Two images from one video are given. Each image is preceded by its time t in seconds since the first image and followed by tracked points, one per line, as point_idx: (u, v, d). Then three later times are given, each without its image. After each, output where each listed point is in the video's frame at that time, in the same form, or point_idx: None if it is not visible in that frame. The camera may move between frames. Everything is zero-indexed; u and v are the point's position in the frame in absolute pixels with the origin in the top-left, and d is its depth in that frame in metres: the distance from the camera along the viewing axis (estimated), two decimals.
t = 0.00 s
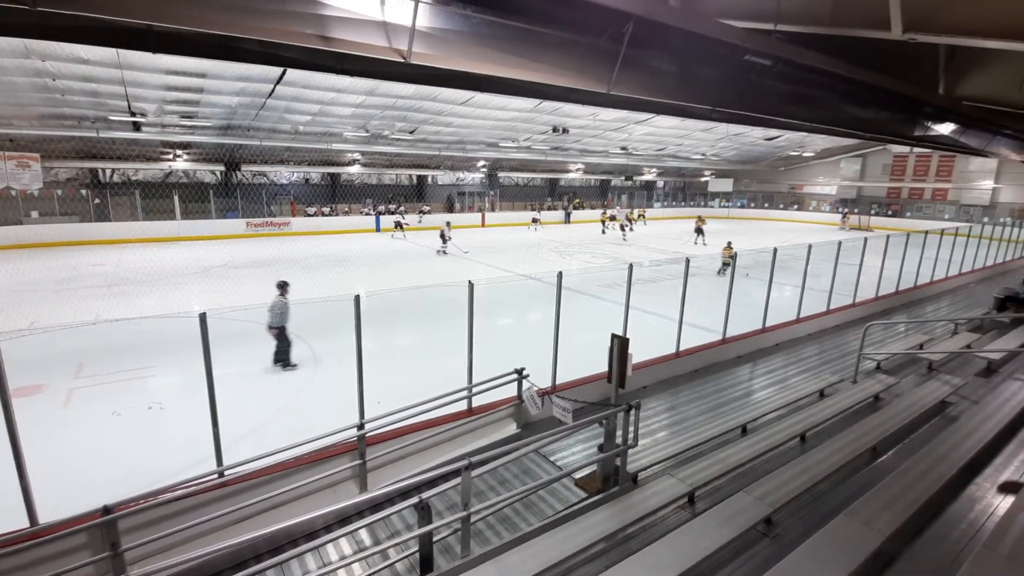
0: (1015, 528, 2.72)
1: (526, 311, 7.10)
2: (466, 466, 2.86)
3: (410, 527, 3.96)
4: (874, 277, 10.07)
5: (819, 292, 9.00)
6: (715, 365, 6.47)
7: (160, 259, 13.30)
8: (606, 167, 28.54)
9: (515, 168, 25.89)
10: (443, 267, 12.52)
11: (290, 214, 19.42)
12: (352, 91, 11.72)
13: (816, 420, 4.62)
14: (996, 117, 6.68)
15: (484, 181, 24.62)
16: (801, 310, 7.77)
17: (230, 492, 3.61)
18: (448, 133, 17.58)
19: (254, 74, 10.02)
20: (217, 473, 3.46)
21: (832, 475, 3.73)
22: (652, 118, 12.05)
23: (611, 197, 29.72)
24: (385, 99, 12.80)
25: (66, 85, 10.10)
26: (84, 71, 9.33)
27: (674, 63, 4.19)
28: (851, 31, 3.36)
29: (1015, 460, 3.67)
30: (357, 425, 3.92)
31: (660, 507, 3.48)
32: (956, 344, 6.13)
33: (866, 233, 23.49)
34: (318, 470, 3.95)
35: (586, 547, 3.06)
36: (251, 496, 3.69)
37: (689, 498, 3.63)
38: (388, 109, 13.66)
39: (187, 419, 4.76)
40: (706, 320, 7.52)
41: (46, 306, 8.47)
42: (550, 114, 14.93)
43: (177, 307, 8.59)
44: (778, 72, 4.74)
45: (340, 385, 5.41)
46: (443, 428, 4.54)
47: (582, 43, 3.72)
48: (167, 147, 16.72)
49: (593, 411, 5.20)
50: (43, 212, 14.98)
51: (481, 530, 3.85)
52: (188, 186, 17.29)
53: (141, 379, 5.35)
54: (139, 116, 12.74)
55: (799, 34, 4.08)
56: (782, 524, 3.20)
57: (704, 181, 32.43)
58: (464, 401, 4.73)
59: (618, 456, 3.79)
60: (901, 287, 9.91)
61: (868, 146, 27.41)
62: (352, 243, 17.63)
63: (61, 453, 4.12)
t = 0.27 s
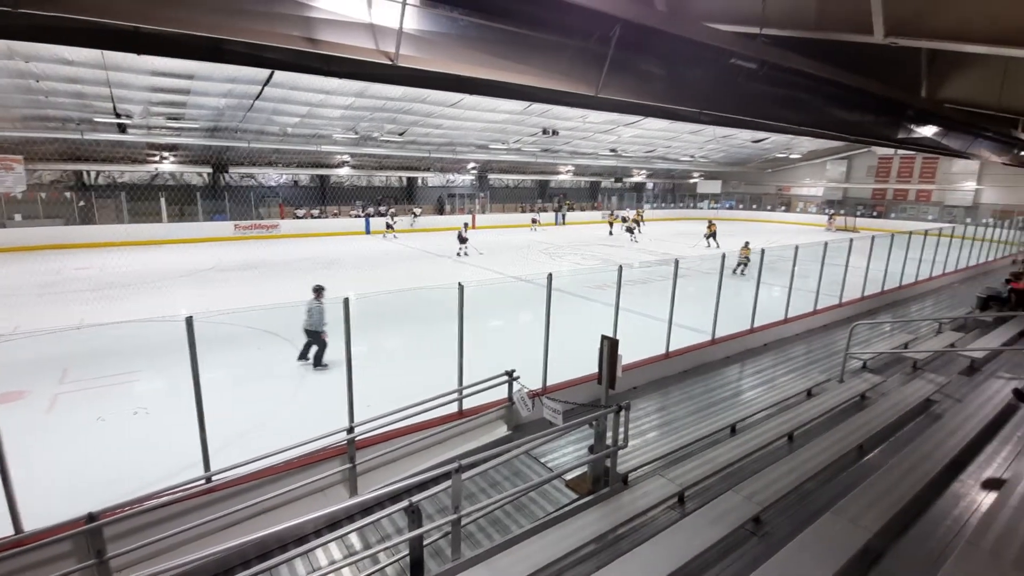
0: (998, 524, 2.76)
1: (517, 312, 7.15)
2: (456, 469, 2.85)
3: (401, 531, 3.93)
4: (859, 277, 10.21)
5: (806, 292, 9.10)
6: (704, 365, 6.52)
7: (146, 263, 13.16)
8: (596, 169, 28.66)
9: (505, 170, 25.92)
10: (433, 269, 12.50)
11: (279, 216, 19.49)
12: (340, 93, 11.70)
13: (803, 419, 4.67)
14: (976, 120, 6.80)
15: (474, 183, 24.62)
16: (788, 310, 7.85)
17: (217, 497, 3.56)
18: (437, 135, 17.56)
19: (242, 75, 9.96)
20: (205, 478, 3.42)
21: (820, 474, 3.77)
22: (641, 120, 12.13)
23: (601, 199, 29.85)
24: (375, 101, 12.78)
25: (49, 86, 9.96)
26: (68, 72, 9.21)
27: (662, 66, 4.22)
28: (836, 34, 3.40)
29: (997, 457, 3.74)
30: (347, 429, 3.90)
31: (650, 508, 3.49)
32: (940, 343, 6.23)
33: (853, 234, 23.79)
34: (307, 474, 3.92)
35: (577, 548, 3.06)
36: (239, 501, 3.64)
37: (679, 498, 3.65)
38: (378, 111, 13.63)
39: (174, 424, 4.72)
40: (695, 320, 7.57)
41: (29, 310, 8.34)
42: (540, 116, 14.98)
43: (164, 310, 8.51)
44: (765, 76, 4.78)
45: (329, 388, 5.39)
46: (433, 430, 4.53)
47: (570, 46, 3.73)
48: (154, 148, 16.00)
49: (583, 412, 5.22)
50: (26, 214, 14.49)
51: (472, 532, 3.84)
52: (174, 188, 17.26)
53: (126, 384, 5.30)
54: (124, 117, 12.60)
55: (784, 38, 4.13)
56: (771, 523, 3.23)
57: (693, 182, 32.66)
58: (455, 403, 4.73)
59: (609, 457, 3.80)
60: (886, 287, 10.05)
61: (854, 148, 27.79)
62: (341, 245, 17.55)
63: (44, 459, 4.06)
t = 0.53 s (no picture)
0: (982, 520, 2.80)
1: (508, 314, 7.19)
2: (447, 472, 2.83)
3: (392, 534, 3.89)
4: (846, 278, 10.33)
5: (793, 293, 9.19)
6: (694, 365, 6.57)
7: (132, 266, 12.99)
8: (586, 171, 28.77)
9: (495, 172, 25.93)
10: (424, 272, 12.46)
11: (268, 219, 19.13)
12: (329, 95, 11.67)
13: (792, 418, 4.71)
14: (958, 122, 6.92)
15: (464, 185, 24.59)
16: (777, 310, 7.93)
17: (205, 503, 3.52)
18: (428, 138, 17.54)
19: (229, 77, 9.88)
20: (192, 484, 3.37)
21: (808, 472, 3.80)
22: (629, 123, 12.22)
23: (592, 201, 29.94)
24: (364, 103, 12.75)
25: (32, 88, 9.83)
26: (52, 73, 9.09)
27: (651, 70, 4.25)
28: (822, 38, 3.43)
29: (981, 453, 3.79)
30: (337, 432, 3.87)
31: (642, 508, 3.50)
32: (925, 342, 6.32)
33: (840, 234, 24.07)
34: (296, 478, 3.89)
35: (569, 549, 3.05)
36: (228, 508, 3.60)
37: (669, 498, 3.67)
38: (367, 113, 13.59)
39: (161, 430, 4.65)
40: (686, 321, 7.63)
41: (11, 315, 8.21)
42: (530, 118, 15.01)
43: (150, 314, 8.41)
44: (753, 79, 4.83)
45: (320, 392, 5.37)
46: (425, 433, 4.52)
47: (560, 49, 3.75)
48: (140, 150, 16.32)
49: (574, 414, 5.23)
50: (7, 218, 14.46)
51: (464, 535, 3.82)
52: (161, 191, 17.02)
53: (113, 390, 5.23)
54: (109, 119, 12.44)
55: (770, 41, 4.18)
56: (761, 522, 3.25)
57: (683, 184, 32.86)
58: (446, 406, 4.72)
59: (600, 458, 3.80)
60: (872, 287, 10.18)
61: (840, 150, 28.16)
62: (331, 248, 17.45)
63: (29, 467, 3.99)
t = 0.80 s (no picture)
0: (970, 517, 2.83)
1: (501, 315, 7.21)
2: (440, 474, 2.82)
3: (385, 538, 3.85)
4: (835, 278, 10.44)
5: (784, 293, 9.27)
6: (686, 365, 6.60)
7: (120, 269, 12.85)
8: (578, 173, 28.87)
9: (488, 174, 25.95)
10: (416, 274, 12.44)
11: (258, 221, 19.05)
12: (320, 97, 11.64)
13: (783, 418, 4.75)
14: (944, 124, 7.02)
15: (456, 187, 24.58)
16: (767, 310, 7.99)
17: (195, 508, 3.48)
18: (419, 139, 17.51)
19: (219, 79, 9.83)
20: (182, 489, 3.34)
21: (799, 471, 3.83)
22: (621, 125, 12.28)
23: (584, 203, 30.03)
24: (355, 105, 12.72)
25: (18, 89, 9.71)
26: (38, 74, 8.98)
27: (641, 72, 4.26)
28: (810, 41, 3.46)
29: (968, 450, 3.84)
30: (329, 435, 3.84)
31: (635, 508, 3.51)
32: (913, 341, 6.40)
33: (829, 235, 24.30)
34: (288, 482, 3.86)
35: (563, 550, 3.05)
36: (219, 513, 3.56)
37: (662, 498, 3.67)
38: (358, 115, 13.56)
39: (150, 434, 4.60)
40: (678, 322, 7.67)
41: None
42: (522, 120, 15.05)
43: (138, 318, 8.32)
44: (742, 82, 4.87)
45: (312, 394, 5.35)
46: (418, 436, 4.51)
47: (551, 51, 3.75)
48: (129, 152, 16.17)
49: (567, 415, 5.24)
50: None
51: (458, 538, 3.81)
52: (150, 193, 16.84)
53: (101, 395, 5.18)
54: (96, 121, 12.31)
55: (760, 44, 4.21)
56: (752, 521, 3.27)
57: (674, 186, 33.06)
58: (439, 408, 4.72)
59: (593, 459, 3.81)
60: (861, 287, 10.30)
61: (829, 152, 28.46)
62: (323, 250, 17.36)
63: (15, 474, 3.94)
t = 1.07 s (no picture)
0: (960, 514, 2.86)
1: (497, 317, 7.23)
2: (435, 476, 2.82)
3: (380, 540, 3.83)
4: (826, 278, 10.52)
5: (776, 294, 9.34)
6: (680, 365, 6.63)
7: (111, 272, 12.75)
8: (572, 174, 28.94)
9: (481, 176, 25.95)
10: (409, 276, 12.41)
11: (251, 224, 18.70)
12: (313, 98, 11.60)
13: (776, 417, 4.78)
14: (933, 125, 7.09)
15: (450, 189, 24.57)
16: (760, 311, 8.05)
17: (188, 513, 3.46)
18: (413, 141, 17.49)
19: (210, 80, 9.77)
20: (175, 493, 3.32)
21: (792, 470, 3.86)
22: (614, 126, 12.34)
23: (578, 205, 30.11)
24: (348, 106, 12.69)
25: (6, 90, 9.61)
26: (27, 76, 8.89)
27: (633, 75, 4.29)
28: (801, 44, 3.49)
29: (958, 448, 3.89)
30: (323, 438, 3.83)
31: (630, 508, 3.51)
32: (904, 340, 6.46)
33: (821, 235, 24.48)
34: (282, 485, 3.84)
35: (558, 551, 3.05)
36: (212, 517, 3.54)
37: (657, 498, 3.68)
38: (352, 116, 13.53)
39: (142, 438, 4.57)
40: (671, 323, 7.70)
41: None
42: (515, 122, 15.08)
43: (130, 321, 8.26)
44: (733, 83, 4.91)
45: (305, 396, 5.34)
46: (413, 437, 4.50)
47: (544, 53, 3.76)
48: (119, 154, 16.06)
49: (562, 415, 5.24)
50: None
51: (453, 540, 3.80)
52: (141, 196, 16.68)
53: (92, 398, 5.14)
54: (87, 123, 12.19)
55: (750, 47, 4.25)
56: (746, 520, 3.29)
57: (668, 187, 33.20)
58: (433, 410, 4.71)
59: (587, 460, 3.81)
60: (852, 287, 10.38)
61: (820, 153, 28.70)
62: (316, 252, 17.30)
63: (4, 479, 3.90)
